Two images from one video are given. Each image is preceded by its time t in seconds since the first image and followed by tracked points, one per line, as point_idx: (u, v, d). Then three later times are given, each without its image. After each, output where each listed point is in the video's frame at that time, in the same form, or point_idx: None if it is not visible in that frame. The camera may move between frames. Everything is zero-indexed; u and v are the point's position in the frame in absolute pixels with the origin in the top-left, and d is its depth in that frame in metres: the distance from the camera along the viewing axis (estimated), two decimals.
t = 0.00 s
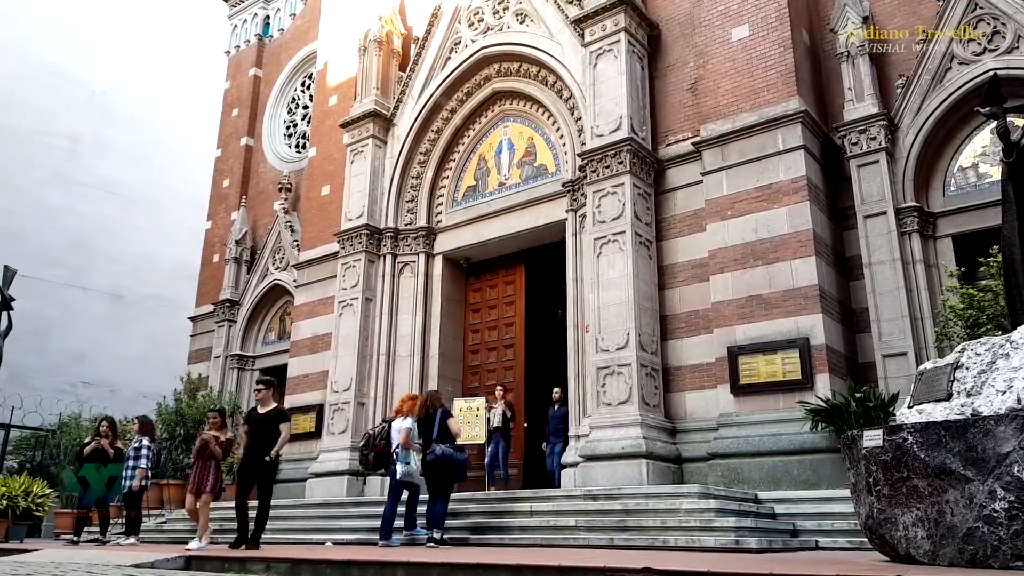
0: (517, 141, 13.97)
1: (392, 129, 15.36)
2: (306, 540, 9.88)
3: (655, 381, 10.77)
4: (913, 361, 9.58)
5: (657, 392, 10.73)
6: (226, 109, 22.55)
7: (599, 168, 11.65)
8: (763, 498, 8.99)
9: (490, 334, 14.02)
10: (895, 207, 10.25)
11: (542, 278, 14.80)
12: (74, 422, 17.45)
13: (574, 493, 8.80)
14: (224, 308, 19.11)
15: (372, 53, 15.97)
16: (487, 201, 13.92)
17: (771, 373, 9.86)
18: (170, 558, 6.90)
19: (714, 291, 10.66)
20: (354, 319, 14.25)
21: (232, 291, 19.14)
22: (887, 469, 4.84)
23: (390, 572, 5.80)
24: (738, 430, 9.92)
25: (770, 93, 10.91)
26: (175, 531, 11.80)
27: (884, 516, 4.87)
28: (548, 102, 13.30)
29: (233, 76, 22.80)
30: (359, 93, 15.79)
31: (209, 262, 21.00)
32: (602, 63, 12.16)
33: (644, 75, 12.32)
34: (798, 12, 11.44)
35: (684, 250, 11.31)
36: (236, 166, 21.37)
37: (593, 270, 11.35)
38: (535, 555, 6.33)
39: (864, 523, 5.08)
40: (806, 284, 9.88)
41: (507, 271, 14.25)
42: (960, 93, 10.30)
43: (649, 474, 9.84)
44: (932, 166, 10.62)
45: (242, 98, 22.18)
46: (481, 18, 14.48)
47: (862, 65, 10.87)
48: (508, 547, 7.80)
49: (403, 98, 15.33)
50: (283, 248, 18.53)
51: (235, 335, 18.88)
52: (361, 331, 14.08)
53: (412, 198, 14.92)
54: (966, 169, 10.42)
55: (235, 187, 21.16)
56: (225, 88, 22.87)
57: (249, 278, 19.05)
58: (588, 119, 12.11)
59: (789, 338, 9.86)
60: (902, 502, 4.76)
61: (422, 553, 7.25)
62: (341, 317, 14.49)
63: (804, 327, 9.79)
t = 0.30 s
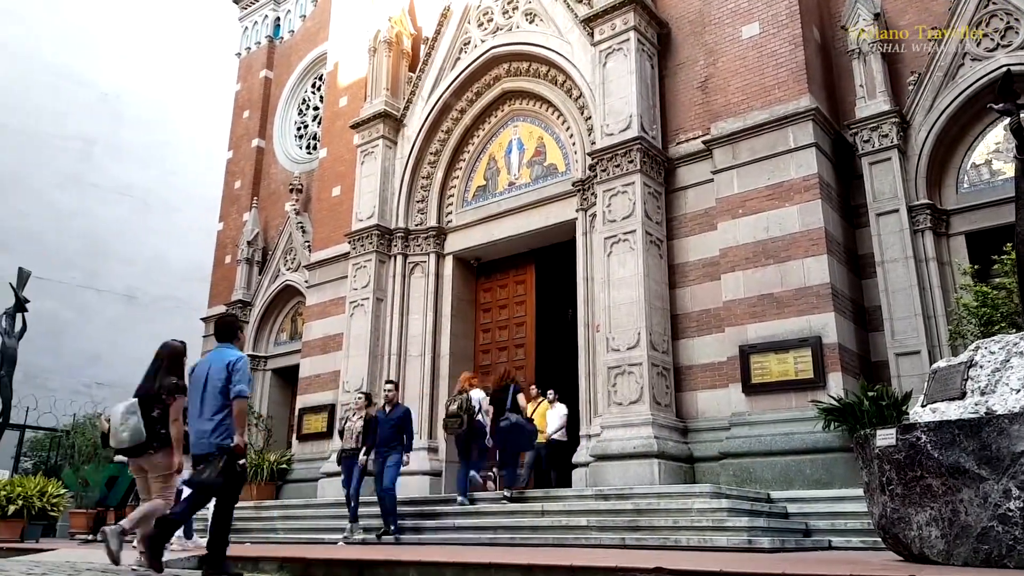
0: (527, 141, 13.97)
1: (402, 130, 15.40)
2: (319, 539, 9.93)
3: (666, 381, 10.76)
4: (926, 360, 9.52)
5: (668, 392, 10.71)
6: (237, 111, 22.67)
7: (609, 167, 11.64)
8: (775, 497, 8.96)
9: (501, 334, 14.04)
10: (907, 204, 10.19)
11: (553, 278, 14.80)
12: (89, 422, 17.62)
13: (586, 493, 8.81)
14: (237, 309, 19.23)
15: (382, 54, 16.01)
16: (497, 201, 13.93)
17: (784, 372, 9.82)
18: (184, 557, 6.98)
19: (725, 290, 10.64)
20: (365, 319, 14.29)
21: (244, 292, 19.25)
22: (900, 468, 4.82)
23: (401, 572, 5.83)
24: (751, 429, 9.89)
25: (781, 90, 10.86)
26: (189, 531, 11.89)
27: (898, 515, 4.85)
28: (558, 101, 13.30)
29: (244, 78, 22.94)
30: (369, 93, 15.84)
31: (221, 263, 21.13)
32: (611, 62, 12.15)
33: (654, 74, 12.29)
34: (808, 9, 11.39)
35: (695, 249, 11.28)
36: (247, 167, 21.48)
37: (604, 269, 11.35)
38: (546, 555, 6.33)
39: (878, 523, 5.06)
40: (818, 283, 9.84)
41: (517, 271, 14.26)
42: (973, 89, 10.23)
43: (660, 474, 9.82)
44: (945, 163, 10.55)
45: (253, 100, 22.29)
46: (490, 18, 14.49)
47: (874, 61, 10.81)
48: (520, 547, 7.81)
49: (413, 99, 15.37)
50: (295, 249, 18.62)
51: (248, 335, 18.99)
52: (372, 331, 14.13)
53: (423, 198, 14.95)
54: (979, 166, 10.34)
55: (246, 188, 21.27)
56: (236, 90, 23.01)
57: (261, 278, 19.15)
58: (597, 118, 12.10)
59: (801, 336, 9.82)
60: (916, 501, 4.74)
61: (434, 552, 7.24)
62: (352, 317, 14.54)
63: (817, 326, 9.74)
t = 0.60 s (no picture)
0: (537, 141, 13.98)
1: (412, 130, 15.43)
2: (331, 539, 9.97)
3: (677, 380, 10.73)
4: (940, 358, 9.46)
5: (679, 391, 10.69)
6: (248, 113, 22.78)
7: (619, 166, 11.62)
8: (788, 497, 8.92)
9: (511, 334, 14.05)
10: (920, 201, 10.11)
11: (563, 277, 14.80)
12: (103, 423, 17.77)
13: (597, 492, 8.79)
14: (249, 310, 19.33)
15: (392, 55, 16.06)
16: (507, 201, 13.94)
17: (796, 371, 9.78)
18: (197, 557, 7.03)
19: (736, 288, 10.61)
20: (376, 319, 14.33)
21: (256, 292, 19.35)
22: (914, 467, 4.80)
23: (414, 572, 5.85)
24: (763, 428, 9.86)
25: (792, 88, 10.82)
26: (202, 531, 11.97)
27: (912, 514, 4.82)
28: (568, 101, 13.29)
29: (255, 80, 23.05)
30: (379, 94, 15.89)
31: (233, 264, 21.24)
32: (621, 61, 12.13)
33: (664, 72, 12.27)
34: (819, 5, 11.33)
35: (706, 248, 11.25)
36: (259, 168, 21.59)
37: (614, 268, 11.34)
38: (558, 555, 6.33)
39: (891, 522, 5.04)
40: (830, 281, 9.79)
41: (528, 270, 14.27)
42: (986, 85, 10.16)
43: (672, 473, 9.80)
44: (958, 160, 10.48)
45: (264, 102, 22.40)
46: (499, 18, 14.50)
47: (886, 58, 10.74)
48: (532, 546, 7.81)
49: (423, 99, 15.41)
50: (306, 250, 18.70)
51: (260, 336, 19.10)
52: (383, 331, 14.17)
53: (433, 198, 14.98)
54: (993, 163, 10.27)
55: (258, 189, 21.38)
56: (248, 92, 23.13)
57: (272, 279, 19.25)
58: (607, 117, 12.09)
59: (814, 335, 9.77)
60: (930, 500, 4.71)
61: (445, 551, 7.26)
62: (363, 317, 14.58)
63: (829, 324, 9.69)
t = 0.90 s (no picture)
0: (547, 140, 13.98)
1: (422, 130, 15.46)
2: (343, 538, 10.00)
3: (689, 379, 10.70)
4: (954, 356, 9.39)
5: (691, 390, 10.66)
6: (259, 114, 22.88)
7: (629, 165, 11.61)
8: (801, 496, 8.88)
9: (522, 333, 14.06)
10: (933, 199, 10.04)
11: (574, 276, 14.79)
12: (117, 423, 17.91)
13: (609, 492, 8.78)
14: (261, 310, 19.43)
15: (402, 56, 16.10)
16: (517, 201, 13.94)
17: (808, 370, 9.73)
18: (210, 556, 7.09)
19: (748, 287, 10.58)
20: (387, 319, 14.36)
21: (268, 293, 19.44)
22: (928, 467, 4.77)
23: (426, 571, 5.87)
24: (775, 428, 9.83)
25: (803, 86, 10.77)
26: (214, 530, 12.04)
27: (926, 514, 4.79)
28: (578, 100, 13.29)
29: (265, 82, 23.16)
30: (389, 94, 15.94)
31: (245, 264, 21.35)
32: (631, 60, 12.11)
33: (674, 70, 12.24)
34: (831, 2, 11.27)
35: (717, 246, 11.22)
36: (270, 169, 21.70)
37: (625, 267, 11.33)
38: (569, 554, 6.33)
39: (905, 522, 5.01)
40: (842, 279, 9.74)
41: (539, 270, 14.27)
42: (999, 81, 10.08)
43: (684, 473, 9.78)
44: (971, 157, 10.40)
45: (275, 103, 22.50)
46: (509, 18, 14.51)
47: (897, 55, 10.67)
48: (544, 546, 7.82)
49: (432, 99, 15.44)
50: (317, 250, 18.77)
51: (272, 336, 19.19)
52: (394, 331, 14.20)
53: (443, 199, 15.01)
54: (1006, 160, 10.19)
55: (269, 190, 21.47)
56: (259, 93, 23.23)
57: (284, 279, 19.34)
58: (617, 116, 12.07)
59: (826, 334, 9.72)
60: (944, 500, 4.68)
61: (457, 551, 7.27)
62: (374, 317, 14.62)
63: (842, 323, 9.65)
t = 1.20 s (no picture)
0: (556, 139, 13.97)
1: (432, 131, 15.49)
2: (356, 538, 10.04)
3: (700, 379, 10.67)
4: (968, 355, 9.32)
5: (702, 389, 10.63)
6: (270, 115, 22.98)
7: (639, 164, 11.59)
8: (813, 496, 8.84)
9: (533, 333, 14.07)
10: (946, 196, 9.97)
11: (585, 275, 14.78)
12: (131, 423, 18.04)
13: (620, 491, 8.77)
14: (273, 310, 19.52)
15: (412, 56, 16.13)
16: (528, 200, 13.95)
17: (821, 368, 9.68)
18: (224, 556, 7.14)
19: (760, 286, 10.55)
20: (398, 319, 14.39)
21: (279, 293, 19.53)
22: (942, 466, 4.75)
23: (438, 571, 5.89)
24: (787, 427, 9.79)
25: (815, 83, 10.72)
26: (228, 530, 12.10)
27: (940, 513, 4.76)
28: (587, 99, 13.28)
29: (276, 83, 23.26)
30: (399, 95, 15.98)
31: (257, 265, 21.46)
32: (641, 58, 12.09)
33: (684, 69, 12.21)
34: None
35: (728, 245, 11.18)
36: (281, 170, 21.79)
37: (636, 266, 11.31)
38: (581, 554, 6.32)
39: (918, 521, 4.98)
40: (855, 278, 9.69)
41: (549, 269, 14.26)
42: (1012, 77, 10.00)
43: (696, 472, 9.75)
44: (984, 154, 10.32)
45: (285, 104, 22.60)
46: (518, 17, 14.51)
47: (909, 51, 10.60)
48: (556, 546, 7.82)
49: (442, 100, 15.46)
50: (328, 251, 18.82)
51: (284, 336, 19.28)
52: (405, 331, 14.24)
53: (453, 199, 15.04)
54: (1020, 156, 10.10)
55: (280, 191, 21.56)
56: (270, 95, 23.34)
57: (296, 280, 19.42)
58: (627, 115, 12.05)
59: (839, 332, 9.67)
60: (958, 499, 4.66)
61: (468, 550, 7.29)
62: (385, 317, 14.65)
63: (854, 322, 9.60)
